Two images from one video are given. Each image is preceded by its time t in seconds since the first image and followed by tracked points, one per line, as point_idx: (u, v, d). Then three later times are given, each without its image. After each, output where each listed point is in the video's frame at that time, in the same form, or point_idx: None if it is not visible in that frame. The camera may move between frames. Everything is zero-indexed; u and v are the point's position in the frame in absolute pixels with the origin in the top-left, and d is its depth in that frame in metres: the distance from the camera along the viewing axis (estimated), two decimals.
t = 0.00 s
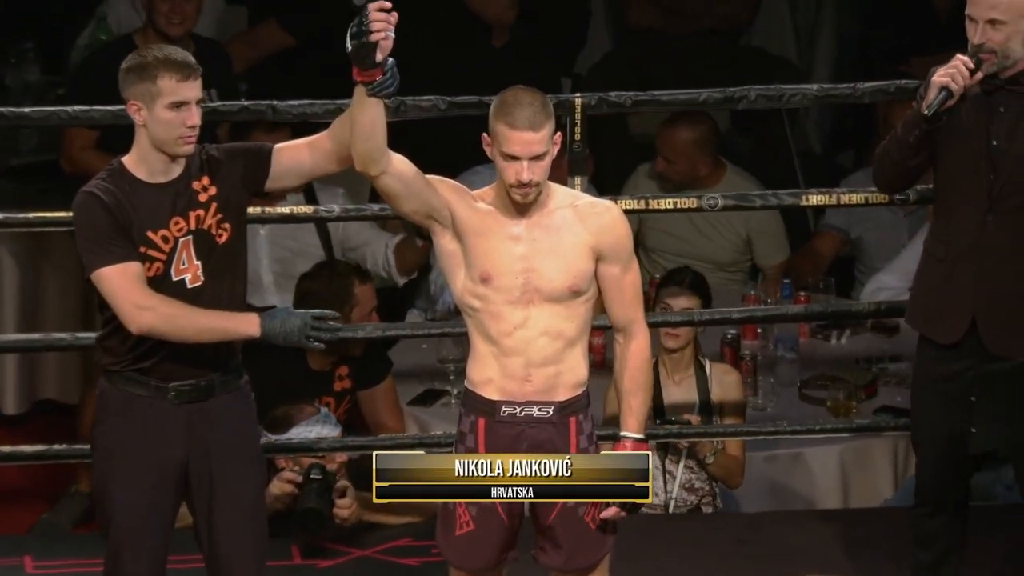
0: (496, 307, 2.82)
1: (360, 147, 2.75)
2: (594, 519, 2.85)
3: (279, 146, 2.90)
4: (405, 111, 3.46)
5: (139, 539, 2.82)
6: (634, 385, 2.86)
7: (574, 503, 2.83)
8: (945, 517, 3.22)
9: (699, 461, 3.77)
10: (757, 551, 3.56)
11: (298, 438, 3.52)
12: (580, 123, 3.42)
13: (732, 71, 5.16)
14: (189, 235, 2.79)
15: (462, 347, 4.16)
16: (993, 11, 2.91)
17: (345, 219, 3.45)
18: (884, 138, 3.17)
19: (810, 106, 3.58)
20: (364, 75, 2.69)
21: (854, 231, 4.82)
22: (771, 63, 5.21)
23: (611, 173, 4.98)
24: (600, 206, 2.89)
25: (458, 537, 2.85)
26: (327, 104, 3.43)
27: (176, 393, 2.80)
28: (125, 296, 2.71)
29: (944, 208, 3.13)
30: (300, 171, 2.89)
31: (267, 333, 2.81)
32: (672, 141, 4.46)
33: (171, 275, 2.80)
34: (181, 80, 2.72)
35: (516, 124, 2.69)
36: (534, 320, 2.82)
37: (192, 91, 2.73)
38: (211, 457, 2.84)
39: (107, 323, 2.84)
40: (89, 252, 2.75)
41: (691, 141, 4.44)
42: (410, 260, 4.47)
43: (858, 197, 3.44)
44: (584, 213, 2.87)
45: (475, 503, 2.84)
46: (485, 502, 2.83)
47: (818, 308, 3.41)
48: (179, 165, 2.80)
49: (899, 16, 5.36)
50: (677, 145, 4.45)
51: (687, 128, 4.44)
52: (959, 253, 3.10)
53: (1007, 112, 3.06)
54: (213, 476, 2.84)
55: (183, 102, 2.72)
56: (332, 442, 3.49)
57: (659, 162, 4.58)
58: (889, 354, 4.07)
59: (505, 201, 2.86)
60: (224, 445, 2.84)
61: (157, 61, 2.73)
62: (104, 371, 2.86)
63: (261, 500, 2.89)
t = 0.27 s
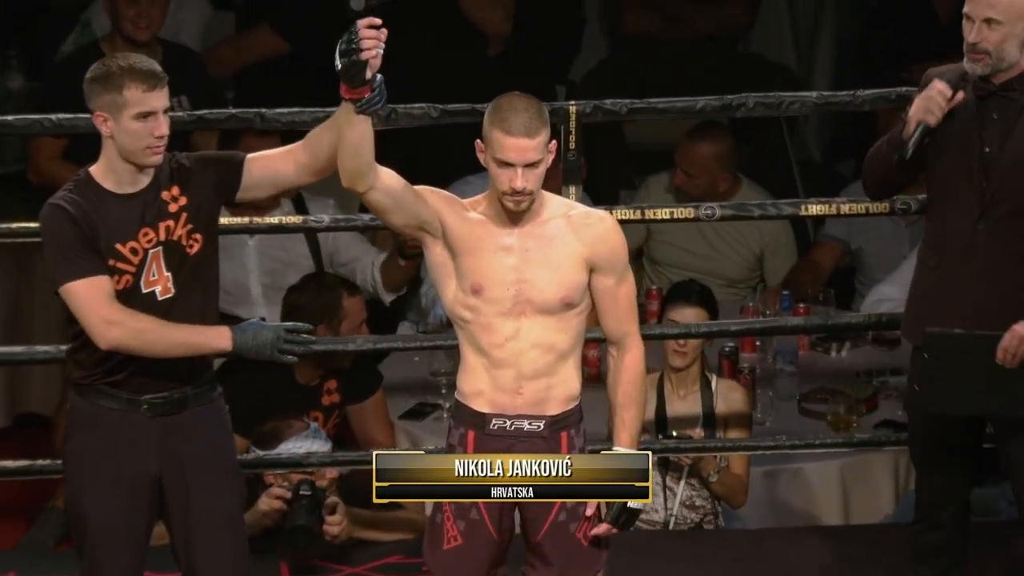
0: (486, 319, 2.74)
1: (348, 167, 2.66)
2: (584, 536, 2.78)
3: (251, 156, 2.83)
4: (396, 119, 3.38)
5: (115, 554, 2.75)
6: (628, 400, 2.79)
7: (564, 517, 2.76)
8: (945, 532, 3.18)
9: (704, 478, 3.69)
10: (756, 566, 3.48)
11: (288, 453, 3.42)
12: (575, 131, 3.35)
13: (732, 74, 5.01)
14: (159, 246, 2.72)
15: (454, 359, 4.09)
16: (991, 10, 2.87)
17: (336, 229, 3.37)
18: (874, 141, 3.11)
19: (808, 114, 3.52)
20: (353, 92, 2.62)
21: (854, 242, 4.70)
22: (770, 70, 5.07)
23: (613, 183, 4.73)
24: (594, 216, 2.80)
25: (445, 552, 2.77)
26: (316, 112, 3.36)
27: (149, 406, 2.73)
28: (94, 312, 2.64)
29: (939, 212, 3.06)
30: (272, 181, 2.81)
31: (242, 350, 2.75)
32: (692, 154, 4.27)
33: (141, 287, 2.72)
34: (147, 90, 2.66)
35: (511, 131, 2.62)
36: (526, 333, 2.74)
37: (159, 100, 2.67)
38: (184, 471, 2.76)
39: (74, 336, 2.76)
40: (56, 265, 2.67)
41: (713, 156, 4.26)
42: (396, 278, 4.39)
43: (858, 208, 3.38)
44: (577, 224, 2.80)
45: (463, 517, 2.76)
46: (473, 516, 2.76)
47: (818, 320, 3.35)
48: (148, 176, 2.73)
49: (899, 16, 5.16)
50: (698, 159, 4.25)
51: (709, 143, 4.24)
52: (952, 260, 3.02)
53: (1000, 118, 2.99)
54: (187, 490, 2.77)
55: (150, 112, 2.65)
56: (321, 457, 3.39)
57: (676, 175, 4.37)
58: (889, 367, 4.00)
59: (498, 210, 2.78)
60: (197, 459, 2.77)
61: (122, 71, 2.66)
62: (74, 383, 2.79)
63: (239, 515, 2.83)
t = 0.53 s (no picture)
0: (467, 325, 2.67)
1: (334, 183, 2.57)
2: (566, 549, 2.69)
3: (221, 161, 2.76)
4: (388, 121, 3.31)
5: (90, 563, 2.70)
6: (614, 410, 2.70)
7: (543, 529, 2.68)
8: (946, 544, 3.10)
9: (709, 491, 3.59)
10: None
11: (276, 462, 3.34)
12: (572, 133, 3.29)
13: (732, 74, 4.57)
14: (126, 254, 2.66)
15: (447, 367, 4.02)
16: (991, 4, 2.89)
17: (327, 233, 3.30)
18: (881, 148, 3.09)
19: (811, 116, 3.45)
20: (345, 114, 2.53)
21: (858, 246, 4.39)
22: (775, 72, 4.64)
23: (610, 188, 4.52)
24: (580, 220, 2.73)
25: (417, 560, 2.70)
26: (307, 113, 3.28)
27: (122, 413, 2.69)
28: (61, 325, 2.59)
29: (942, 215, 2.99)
30: (239, 189, 2.75)
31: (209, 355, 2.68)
32: (696, 158, 4.17)
33: (109, 295, 2.67)
34: (109, 96, 2.61)
35: (494, 133, 2.54)
36: (508, 340, 2.67)
37: (121, 106, 2.62)
38: (160, 478, 2.72)
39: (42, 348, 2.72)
40: (19, 275, 2.61)
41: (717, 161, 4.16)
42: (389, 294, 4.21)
43: (862, 211, 3.31)
44: (564, 228, 2.72)
45: (439, 525, 2.69)
46: (449, 524, 2.68)
47: (820, 327, 3.28)
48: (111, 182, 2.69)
49: (900, 16, 4.73)
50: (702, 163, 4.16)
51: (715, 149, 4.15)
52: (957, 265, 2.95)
53: (996, 121, 2.99)
54: (163, 497, 2.72)
55: (112, 118, 2.61)
56: (309, 467, 3.30)
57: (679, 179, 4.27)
58: (894, 374, 3.90)
59: (482, 214, 2.72)
60: (172, 465, 2.72)
61: (81, 77, 2.61)
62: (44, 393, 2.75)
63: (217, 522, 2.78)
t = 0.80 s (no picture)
0: (446, 328, 2.65)
1: (320, 235, 2.49)
2: (547, 556, 2.67)
3: (205, 174, 2.68)
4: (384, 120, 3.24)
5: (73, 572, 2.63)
6: (597, 413, 2.66)
7: (525, 537, 2.65)
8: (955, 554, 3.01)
9: (716, 500, 3.49)
10: None
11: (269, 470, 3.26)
12: (572, 132, 3.23)
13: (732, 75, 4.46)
14: (104, 259, 2.60)
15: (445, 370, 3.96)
16: (990, 3, 2.83)
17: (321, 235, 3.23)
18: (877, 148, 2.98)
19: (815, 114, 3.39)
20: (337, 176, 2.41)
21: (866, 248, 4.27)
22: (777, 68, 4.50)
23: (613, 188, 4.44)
24: (558, 220, 2.72)
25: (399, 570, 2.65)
26: (301, 112, 3.22)
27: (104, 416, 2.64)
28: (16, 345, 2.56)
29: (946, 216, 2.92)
30: (219, 206, 2.67)
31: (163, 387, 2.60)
32: (697, 157, 4.10)
33: (87, 302, 2.60)
34: (90, 97, 2.58)
35: (470, 133, 2.50)
36: (483, 343, 2.65)
37: (102, 108, 2.59)
38: (145, 482, 2.65)
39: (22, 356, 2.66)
40: None
41: (718, 161, 4.10)
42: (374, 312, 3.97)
43: (867, 212, 3.25)
44: (540, 228, 2.71)
45: (419, 534, 2.65)
46: (428, 533, 2.65)
47: (824, 330, 3.21)
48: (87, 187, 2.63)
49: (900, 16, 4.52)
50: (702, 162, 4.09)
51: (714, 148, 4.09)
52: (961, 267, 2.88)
53: (996, 119, 2.92)
54: (149, 502, 2.65)
55: (93, 120, 2.57)
56: (303, 472, 3.24)
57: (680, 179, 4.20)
58: (900, 379, 3.83)
59: (459, 215, 2.70)
60: (159, 469, 2.67)
61: (62, 78, 2.57)
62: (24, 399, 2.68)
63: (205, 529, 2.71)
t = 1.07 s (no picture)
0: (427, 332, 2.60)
1: (319, 328, 2.63)
2: (544, 559, 2.62)
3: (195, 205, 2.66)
4: (382, 119, 3.17)
5: None
6: (580, 414, 2.65)
7: (518, 541, 2.60)
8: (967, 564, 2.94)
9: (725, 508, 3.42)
10: None
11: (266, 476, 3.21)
12: (574, 132, 3.15)
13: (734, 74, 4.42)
14: (91, 268, 2.54)
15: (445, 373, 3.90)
16: (1002, 8, 2.75)
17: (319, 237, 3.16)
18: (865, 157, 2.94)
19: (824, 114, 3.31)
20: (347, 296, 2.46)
21: (874, 250, 4.20)
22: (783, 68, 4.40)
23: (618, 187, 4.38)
24: (540, 216, 2.67)
25: None
26: (298, 111, 3.16)
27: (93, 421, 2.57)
28: None
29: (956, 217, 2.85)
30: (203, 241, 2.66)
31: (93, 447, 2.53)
32: (698, 158, 4.04)
33: (74, 314, 2.53)
34: (83, 98, 2.51)
35: (450, 135, 2.48)
36: (467, 347, 2.60)
37: (95, 109, 2.53)
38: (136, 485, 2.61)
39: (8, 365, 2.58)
40: None
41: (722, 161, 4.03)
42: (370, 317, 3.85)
43: (875, 213, 3.18)
44: (521, 226, 2.66)
45: (407, 545, 2.61)
46: (417, 543, 2.61)
47: (832, 334, 3.14)
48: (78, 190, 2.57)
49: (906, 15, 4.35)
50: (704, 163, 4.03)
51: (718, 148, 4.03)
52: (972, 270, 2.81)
53: (1008, 120, 2.84)
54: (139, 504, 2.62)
55: (86, 121, 2.51)
56: (301, 479, 3.17)
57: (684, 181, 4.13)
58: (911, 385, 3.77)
59: (439, 217, 2.65)
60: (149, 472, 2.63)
61: (55, 76, 2.51)
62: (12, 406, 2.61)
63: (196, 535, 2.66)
